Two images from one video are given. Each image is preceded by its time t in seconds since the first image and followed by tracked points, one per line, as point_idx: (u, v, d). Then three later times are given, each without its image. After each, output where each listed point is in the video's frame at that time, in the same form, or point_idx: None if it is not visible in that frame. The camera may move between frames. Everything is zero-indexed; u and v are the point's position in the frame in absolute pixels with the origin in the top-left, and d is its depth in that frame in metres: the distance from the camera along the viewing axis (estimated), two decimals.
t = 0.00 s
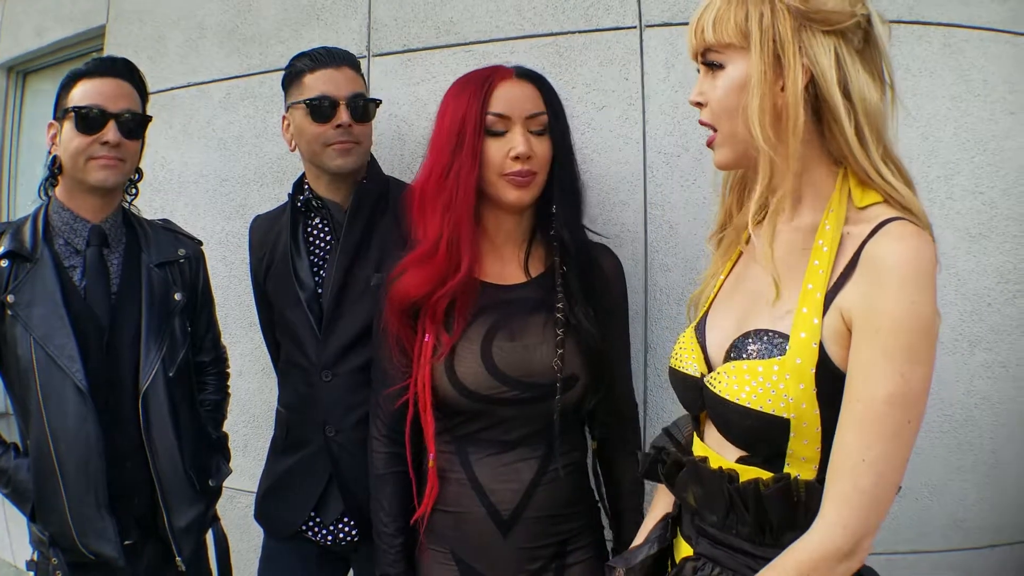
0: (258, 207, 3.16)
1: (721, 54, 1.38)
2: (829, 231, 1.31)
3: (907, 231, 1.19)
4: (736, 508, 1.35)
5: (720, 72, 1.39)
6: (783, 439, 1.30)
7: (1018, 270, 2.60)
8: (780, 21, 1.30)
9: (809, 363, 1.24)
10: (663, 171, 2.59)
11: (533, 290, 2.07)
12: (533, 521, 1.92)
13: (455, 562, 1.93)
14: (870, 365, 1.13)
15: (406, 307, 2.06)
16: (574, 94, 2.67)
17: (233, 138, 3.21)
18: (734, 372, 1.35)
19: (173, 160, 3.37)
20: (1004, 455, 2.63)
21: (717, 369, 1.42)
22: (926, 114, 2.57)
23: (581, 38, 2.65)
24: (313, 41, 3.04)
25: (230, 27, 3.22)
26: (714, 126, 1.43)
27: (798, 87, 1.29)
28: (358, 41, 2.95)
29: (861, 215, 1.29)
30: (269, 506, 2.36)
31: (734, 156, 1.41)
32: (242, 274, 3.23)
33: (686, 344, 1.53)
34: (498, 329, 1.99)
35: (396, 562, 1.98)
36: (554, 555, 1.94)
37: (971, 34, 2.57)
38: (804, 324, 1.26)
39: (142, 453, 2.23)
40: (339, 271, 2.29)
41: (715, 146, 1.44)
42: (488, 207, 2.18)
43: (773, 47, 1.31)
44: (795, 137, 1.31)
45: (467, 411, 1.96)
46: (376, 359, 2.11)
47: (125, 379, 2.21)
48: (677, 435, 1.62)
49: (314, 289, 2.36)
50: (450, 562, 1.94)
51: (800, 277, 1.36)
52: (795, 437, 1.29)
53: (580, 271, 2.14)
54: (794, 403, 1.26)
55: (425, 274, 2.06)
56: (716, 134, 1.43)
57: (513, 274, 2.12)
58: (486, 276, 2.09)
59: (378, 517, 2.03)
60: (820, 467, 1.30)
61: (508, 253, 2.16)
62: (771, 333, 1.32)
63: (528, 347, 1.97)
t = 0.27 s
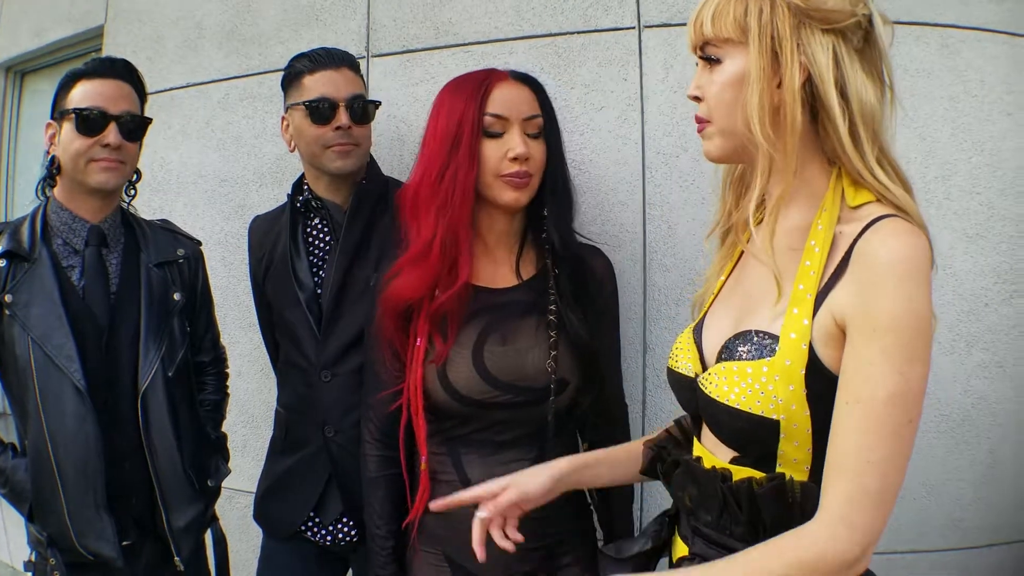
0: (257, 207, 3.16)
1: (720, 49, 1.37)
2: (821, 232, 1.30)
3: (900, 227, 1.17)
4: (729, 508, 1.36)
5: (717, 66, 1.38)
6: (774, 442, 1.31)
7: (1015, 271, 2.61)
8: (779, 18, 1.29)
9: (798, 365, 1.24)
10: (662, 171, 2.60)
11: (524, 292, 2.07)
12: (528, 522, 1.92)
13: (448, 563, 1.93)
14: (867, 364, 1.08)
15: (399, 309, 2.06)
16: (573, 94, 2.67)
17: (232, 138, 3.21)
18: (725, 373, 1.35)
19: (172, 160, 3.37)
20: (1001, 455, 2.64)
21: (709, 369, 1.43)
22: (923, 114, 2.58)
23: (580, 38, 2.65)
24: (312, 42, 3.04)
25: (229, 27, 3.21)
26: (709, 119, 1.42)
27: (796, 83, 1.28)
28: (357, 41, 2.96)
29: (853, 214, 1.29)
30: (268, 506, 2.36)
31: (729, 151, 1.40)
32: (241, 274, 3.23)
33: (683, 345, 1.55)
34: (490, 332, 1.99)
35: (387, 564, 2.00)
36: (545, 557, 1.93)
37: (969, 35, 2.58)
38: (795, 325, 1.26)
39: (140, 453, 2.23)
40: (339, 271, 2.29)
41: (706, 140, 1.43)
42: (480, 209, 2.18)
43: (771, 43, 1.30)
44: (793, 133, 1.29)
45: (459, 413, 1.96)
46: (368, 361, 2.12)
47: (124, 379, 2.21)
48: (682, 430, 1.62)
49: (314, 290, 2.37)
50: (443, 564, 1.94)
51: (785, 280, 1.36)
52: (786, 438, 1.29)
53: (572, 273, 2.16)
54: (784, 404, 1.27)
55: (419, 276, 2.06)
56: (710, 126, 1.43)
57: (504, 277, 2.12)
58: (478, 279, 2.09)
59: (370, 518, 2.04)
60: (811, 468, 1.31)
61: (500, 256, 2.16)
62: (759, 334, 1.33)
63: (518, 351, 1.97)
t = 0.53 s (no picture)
0: (258, 207, 3.16)
1: (730, 49, 1.36)
2: (827, 231, 1.32)
3: (906, 229, 1.19)
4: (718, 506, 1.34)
5: (728, 67, 1.38)
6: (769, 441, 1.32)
7: (1016, 270, 2.61)
8: (788, 14, 1.28)
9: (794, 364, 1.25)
10: (663, 171, 2.60)
11: (518, 291, 2.06)
12: (527, 522, 1.92)
13: (444, 563, 1.94)
14: (827, 339, 1.09)
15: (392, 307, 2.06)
16: (573, 94, 2.67)
17: (233, 138, 3.21)
18: (721, 370, 1.37)
19: (173, 160, 3.37)
20: (1001, 455, 2.64)
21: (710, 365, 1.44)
22: (925, 114, 2.58)
23: (581, 38, 2.65)
24: (313, 42, 3.04)
25: (229, 27, 3.21)
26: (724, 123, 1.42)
27: (808, 81, 1.27)
28: (358, 42, 2.96)
29: (862, 216, 1.30)
30: (269, 506, 2.36)
31: (744, 153, 1.40)
32: (242, 274, 3.23)
33: (689, 341, 1.57)
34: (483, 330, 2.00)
35: (379, 564, 1.97)
36: (542, 556, 1.94)
37: (970, 35, 2.58)
38: (790, 325, 1.27)
39: (141, 453, 2.24)
40: (339, 271, 2.29)
41: (727, 147, 1.43)
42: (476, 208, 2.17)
43: (781, 41, 1.29)
44: (807, 133, 1.29)
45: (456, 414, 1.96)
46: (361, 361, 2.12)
47: (124, 380, 2.21)
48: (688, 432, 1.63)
49: (314, 289, 2.37)
50: (440, 565, 1.94)
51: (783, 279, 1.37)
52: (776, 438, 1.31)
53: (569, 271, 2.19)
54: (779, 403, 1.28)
55: (412, 274, 2.06)
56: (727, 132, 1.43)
57: (498, 276, 2.12)
58: (472, 279, 2.09)
59: (362, 515, 2.02)
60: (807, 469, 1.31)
61: (494, 255, 2.17)
62: (757, 333, 1.34)
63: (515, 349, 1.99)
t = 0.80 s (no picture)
0: (258, 208, 3.16)
1: (736, 51, 1.37)
2: (811, 236, 1.37)
3: (881, 242, 1.17)
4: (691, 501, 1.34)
5: (734, 70, 1.39)
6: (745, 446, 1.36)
7: (1016, 270, 2.61)
8: (793, 15, 1.27)
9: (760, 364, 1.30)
10: (663, 172, 2.60)
11: (518, 293, 2.07)
12: (527, 524, 1.92)
13: (445, 565, 1.94)
14: (764, 327, 1.10)
15: (393, 308, 2.08)
16: (573, 95, 2.68)
17: (233, 139, 3.21)
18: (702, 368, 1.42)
19: (174, 161, 3.38)
20: (1002, 455, 2.64)
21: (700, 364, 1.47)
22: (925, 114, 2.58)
23: (581, 39, 2.65)
24: (313, 43, 3.04)
25: (230, 28, 3.22)
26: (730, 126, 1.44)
27: (813, 86, 1.27)
28: (358, 43, 2.96)
29: (849, 223, 1.32)
30: (270, 505, 2.36)
31: (752, 157, 1.42)
32: (243, 275, 3.23)
33: (696, 338, 1.58)
34: (483, 333, 1.99)
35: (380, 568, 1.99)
36: (544, 558, 1.94)
37: (970, 35, 2.58)
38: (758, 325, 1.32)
39: (143, 454, 2.24)
40: (340, 272, 2.29)
41: (730, 143, 1.44)
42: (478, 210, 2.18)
43: (786, 43, 1.28)
44: (808, 139, 1.30)
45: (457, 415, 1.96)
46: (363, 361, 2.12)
47: (125, 381, 2.22)
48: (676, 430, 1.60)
49: (315, 290, 2.37)
50: (440, 566, 1.95)
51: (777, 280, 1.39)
52: (748, 438, 1.34)
53: (569, 271, 2.16)
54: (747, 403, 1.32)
55: (415, 276, 2.07)
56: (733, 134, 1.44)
57: (499, 277, 2.12)
58: (474, 280, 2.10)
59: (363, 518, 2.03)
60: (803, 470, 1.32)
61: (496, 256, 2.18)
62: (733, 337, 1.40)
63: (514, 350, 1.98)
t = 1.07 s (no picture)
0: (259, 208, 3.17)
1: (735, 51, 1.38)
2: (826, 238, 1.35)
3: (900, 243, 1.16)
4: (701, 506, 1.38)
5: (734, 69, 1.39)
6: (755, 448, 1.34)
7: (1017, 270, 2.61)
8: (791, 11, 1.28)
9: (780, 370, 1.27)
10: (663, 171, 2.60)
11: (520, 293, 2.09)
12: (530, 525, 1.93)
13: (447, 565, 1.94)
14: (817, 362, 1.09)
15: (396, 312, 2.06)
16: (574, 95, 2.68)
17: (234, 139, 3.21)
18: (708, 370, 1.41)
19: (175, 161, 3.38)
20: (1003, 455, 2.64)
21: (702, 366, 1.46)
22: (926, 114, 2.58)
23: (581, 39, 2.66)
24: (313, 43, 3.05)
25: (231, 29, 3.22)
26: (734, 125, 1.43)
27: (814, 80, 1.27)
28: (358, 43, 2.96)
29: (863, 224, 1.32)
30: (271, 506, 2.36)
31: (754, 156, 1.42)
32: (244, 275, 3.24)
33: (688, 340, 1.59)
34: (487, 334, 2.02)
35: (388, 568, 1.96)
36: (546, 559, 1.94)
37: (970, 35, 2.58)
38: (779, 331, 1.29)
39: (144, 453, 2.24)
40: (340, 273, 2.30)
41: (736, 148, 1.44)
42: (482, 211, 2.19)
43: (785, 38, 1.28)
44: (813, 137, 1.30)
45: (459, 415, 1.97)
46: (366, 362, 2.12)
47: (126, 381, 2.22)
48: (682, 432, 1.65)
49: (316, 291, 2.38)
50: (441, 566, 1.95)
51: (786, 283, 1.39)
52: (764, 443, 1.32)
53: (575, 271, 2.18)
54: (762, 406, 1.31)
55: (417, 279, 2.06)
56: (738, 133, 1.44)
57: (502, 277, 2.14)
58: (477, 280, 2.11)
59: (369, 518, 2.01)
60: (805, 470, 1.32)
61: (498, 256, 2.18)
62: (748, 337, 1.36)
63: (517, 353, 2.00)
